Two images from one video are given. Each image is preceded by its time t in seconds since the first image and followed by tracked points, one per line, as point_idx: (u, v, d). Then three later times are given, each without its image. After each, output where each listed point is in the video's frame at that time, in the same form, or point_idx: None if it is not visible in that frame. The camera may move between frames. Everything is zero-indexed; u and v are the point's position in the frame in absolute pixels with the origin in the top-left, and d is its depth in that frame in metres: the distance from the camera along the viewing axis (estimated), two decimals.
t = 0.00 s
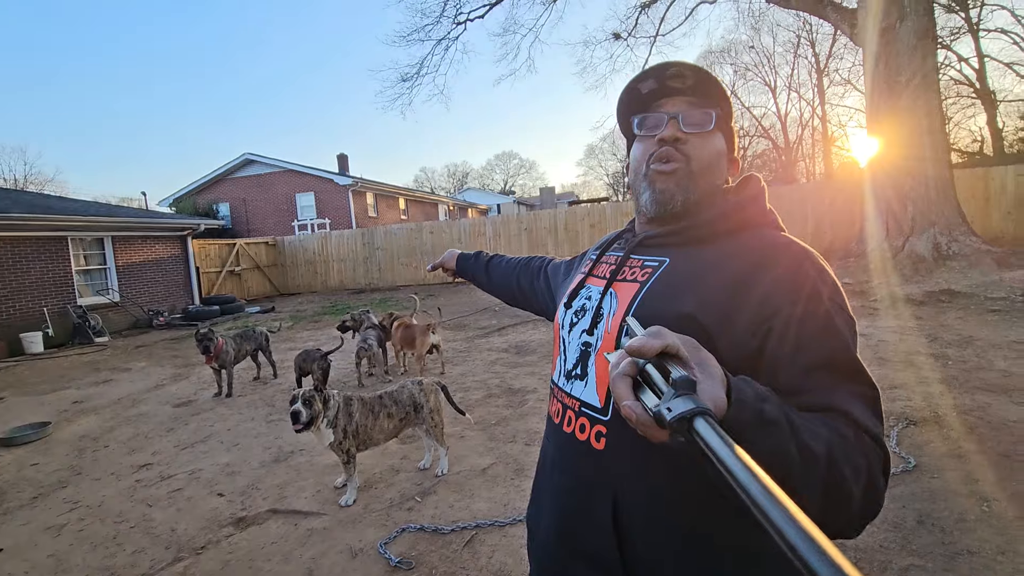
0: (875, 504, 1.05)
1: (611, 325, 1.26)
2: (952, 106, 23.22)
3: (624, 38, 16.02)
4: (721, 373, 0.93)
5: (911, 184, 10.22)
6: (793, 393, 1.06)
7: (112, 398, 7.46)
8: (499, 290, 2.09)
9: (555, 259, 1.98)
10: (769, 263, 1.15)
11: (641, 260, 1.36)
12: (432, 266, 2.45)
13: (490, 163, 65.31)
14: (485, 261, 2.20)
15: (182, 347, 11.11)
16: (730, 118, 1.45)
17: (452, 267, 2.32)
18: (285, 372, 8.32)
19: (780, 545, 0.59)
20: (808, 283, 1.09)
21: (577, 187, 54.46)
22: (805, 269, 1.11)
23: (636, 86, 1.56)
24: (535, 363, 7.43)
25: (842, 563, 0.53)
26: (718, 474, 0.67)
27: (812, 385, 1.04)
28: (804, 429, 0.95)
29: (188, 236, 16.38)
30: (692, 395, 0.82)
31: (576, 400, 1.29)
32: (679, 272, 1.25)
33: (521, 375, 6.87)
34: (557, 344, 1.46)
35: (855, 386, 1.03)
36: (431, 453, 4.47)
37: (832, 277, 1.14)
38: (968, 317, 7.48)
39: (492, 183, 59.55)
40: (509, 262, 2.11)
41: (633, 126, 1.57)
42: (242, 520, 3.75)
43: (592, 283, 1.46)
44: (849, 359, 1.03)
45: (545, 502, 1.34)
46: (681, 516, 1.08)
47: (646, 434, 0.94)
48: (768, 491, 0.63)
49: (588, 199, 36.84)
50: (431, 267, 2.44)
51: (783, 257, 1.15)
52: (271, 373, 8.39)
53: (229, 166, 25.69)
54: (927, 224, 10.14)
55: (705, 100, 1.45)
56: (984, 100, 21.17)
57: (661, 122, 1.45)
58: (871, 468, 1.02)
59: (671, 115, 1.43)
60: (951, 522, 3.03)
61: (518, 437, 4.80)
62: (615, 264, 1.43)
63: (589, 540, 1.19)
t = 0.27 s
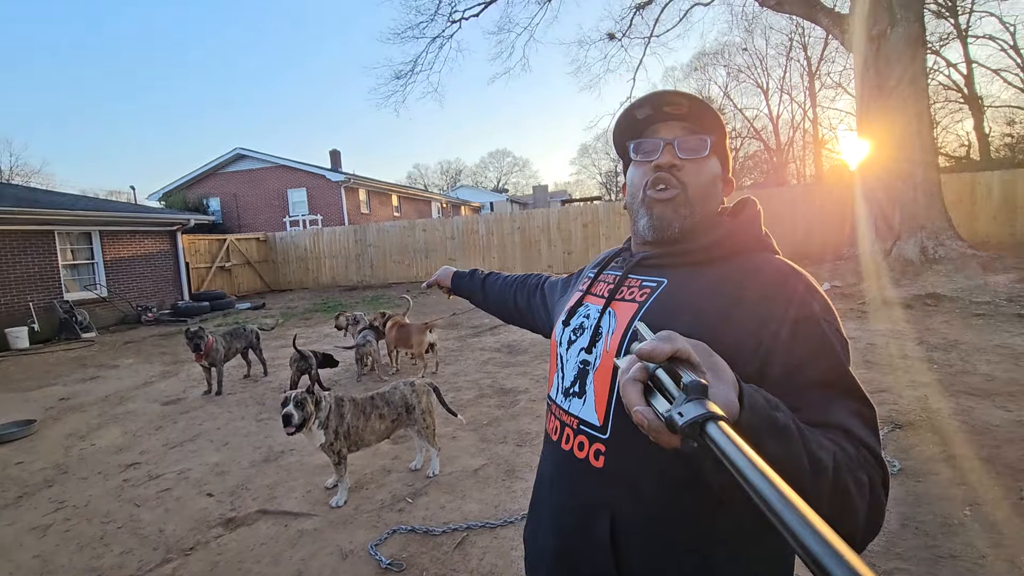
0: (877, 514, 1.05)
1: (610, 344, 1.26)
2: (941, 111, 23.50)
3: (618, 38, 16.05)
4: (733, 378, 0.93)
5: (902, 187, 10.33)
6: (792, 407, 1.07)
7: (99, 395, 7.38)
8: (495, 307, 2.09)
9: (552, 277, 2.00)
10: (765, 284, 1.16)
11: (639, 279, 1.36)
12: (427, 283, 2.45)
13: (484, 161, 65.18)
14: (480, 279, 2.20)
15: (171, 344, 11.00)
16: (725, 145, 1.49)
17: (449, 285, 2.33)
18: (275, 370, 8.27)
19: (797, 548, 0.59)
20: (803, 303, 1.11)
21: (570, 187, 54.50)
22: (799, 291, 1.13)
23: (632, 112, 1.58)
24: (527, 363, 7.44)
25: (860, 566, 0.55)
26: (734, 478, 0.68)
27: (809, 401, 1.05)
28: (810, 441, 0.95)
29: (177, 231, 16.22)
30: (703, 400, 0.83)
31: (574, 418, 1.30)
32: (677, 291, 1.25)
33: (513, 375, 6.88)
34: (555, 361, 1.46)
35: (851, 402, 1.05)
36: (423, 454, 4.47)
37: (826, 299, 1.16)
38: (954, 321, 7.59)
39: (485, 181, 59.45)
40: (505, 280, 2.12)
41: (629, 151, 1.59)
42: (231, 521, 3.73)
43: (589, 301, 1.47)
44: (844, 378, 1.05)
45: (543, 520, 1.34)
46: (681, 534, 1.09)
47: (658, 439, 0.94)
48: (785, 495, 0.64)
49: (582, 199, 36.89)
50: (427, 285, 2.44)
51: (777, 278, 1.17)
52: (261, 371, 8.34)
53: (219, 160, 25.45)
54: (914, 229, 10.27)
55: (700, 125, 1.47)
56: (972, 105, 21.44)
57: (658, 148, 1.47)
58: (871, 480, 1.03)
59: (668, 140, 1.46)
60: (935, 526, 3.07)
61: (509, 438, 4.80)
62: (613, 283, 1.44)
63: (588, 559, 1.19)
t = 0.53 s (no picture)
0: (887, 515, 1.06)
1: (612, 354, 1.28)
2: (930, 116, 23.81)
3: (613, 39, 16.11)
4: (744, 377, 0.94)
5: (892, 191, 10.46)
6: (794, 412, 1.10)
7: (87, 392, 7.30)
8: (493, 313, 2.11)
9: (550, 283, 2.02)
10: (764, 295, 1.19)
11: (640, 290, 1.39)
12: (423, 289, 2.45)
13: (477, 159, 65.07)
14: (477, 286, 2.21)
15: (160, 341, 10.90)
16: (718, 156, 1.50)
17: (445, 291, 2.33)
18: (266, 368, 8.23)
19: (811, 546, 0.62)
20: (801, 312, 1.14)
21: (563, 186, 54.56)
22: (796, 303, 1.16)
23: (627, 125, 1.60)
24: (520, 363, 7.47)
25: (873, 560, 0.56)
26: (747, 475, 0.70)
27: (812, 406, 1.08)
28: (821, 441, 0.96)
29: (167, 226, 16.06)
30: (713, 400, 0.85)
31: (577, 427, 1.32)
32: (678, 303, 1.28)
33: (506, 375, 6.90)
34: (557, 370, 1.47)
35: (851, 407, 1.07)
36: (416, 454, 4.47)
37: (823, 308, 1.19)
38: (941, 325, 7.70)
39: (478, 179, 59.38)
40: (502, 285, 2.13)
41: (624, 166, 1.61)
42: (223, 521, 3.71)
43: (591, 311, 1.49)
44: (842, 385, 1.07)
45: (546, 528, 1.36)
46: (685, 539, 1.11)
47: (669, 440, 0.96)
48: (796, 493, 0.67)
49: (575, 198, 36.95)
50: (423, 291, 2.44)
51: (775, 288, 1.20)
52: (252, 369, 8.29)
53: (211, 155, 25.22)
54: (903, 233, 10.39)
55: (694, 137, 1.49)
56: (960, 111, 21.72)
57: (653, 161, 1.49)
58: (878, 481, 1.04)
59: (663, 154, 1.48)
60: (921, 529, 3.13)
61: (502, 438, 4.82)
62: (614, 293, 1.46)
63: (592, 566, 1.21)
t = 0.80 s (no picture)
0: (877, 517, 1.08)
1: (606, 358, 1.28)
2: (919, 120, 24.09)
3: (608, 39, 16.17)
4: (737, 379, 0.96)
5: (882, 193, 10.58)
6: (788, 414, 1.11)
7: (74, 389, 7.22)
8: (488, 315, 2.11)
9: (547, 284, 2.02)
10: (757, 299, 1.21)
11: (635, 294, 1.39)
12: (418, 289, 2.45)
13: (470, 157, 64.94)
14: (472, 287, 2.22)
15: (149, 337, 10.79)
16: (714, 159, 1.51)
17: (440, 293, 2.33)
18: (257, 365, 8.18)
19: (806, 547, 0.62)
20: (795, 315, 1.15)
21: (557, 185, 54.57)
22: (789, 305, 1.17)
23: (622, 129, 1.61)
24: (513, 362, 7.47)
25: (867, 561, 0.57)
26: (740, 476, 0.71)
27: (805, 408, 1.09)
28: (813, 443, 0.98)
29: (157, 221, 15.89)
30: (708, 401, 0.86)
31: (572, 429, 1.32)
32: (674, 306, 1.29)
33: (499, 374, 6.90)
34: (552, 372, 1.48)
35: (843, 410, 1.09)
36: (408, 453, 4.47)
37: (814, 312, 1.21)
38: (928, 327, 7.80)
39: (472, 178, 59.25)
40: (497, 287, 2.13)
41: (620, 169, 1.62)
42: (213, 520, 3.69)
43: (586, 314, 1.49)
44: (833, 388, 1.09)
45: (540, 530, 1.36)
46: (679, 540, 1.12)
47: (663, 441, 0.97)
48: (791, 496, 0.67)
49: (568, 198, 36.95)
50: (417, 292, 2.44)
51: (769, 292, 1.22)
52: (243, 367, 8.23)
53: (201, 150, 24.98)
54: (892, 237, 10.49)
55: (690, 140, 1.50)
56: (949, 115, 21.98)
57: (648, 165, 1.51)
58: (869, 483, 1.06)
59: (659, 157, 1.49)
60: (908, 529, 3.17)
61: (495, 438, 4.82)
62: (609, 296, 1.47)
63: (586, 568, 1.21)
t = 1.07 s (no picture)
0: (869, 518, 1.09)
1: (601, 357, 1.28)
2: (906, 123, 24.44)
3: (600, 39, 16.23)
4: (731, 377, 0.96)
5: (870, 195, 10.71)
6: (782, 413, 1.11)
7: (59, 387, 7.11)
8: (482, 313, 2.11)
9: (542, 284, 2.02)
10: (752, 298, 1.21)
11: (630, 292, 1.39)
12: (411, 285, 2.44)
13: (462, 154, 64.86)
14: (466, 286, 2.21)
15: (136, 334, 10.65)
16: (710, 162, 1.51)
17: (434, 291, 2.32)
18: (247, 363, 8.10)
19: (797, 546, 0.62)
20: (788, 316, 1.16)
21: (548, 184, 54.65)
22: (783, 305, 1.18)
23: (617, 130, 1.61)
24: (505, 360, 7.48)
25: (857, 561, 0.57)
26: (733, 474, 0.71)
27: (799, 407, 1.10)
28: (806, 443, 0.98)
29: (144, 217, 15.69)
30: (701, 399, 0.86)
31: (565, 428, 1.32)
32: (668, 306, 1.29)
33: (491, 372, 6.89)
34: (546, 371, 1.48)
35: (835, 409, 1.09)
36: (400, 451, 4.45)
37: (809, 313, 1.21)
38: (915, 327, 7.91)
39: (463, 176, 59.18)
40: (492, 286, 2.13)
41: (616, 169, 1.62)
42: (201, 519, 3.65)
43: (581, 312, 1.49)
44: (825, 389, 1.10)
45: (534, 527, 1.36)
46: (673, 539, 1.12)
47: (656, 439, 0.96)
48: (784, 494, 0.67)
49: (560, 196, 37.02)
50: (410, 289, 2.43)
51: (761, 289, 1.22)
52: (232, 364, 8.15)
53: (190, 145, 24.69)
54: (880, 237, 10.66)
55: (685, 143, 1.50)
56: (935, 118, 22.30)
57: (643, 167, 1.51)
58: (861, 484, 1.07)
59: (654, 158, 1.50)
60: (895, 525, 3.21)
61: (487, 436, 4.82)
62: (604, 295, 1.47)
63: (577, 567, 1.22)
